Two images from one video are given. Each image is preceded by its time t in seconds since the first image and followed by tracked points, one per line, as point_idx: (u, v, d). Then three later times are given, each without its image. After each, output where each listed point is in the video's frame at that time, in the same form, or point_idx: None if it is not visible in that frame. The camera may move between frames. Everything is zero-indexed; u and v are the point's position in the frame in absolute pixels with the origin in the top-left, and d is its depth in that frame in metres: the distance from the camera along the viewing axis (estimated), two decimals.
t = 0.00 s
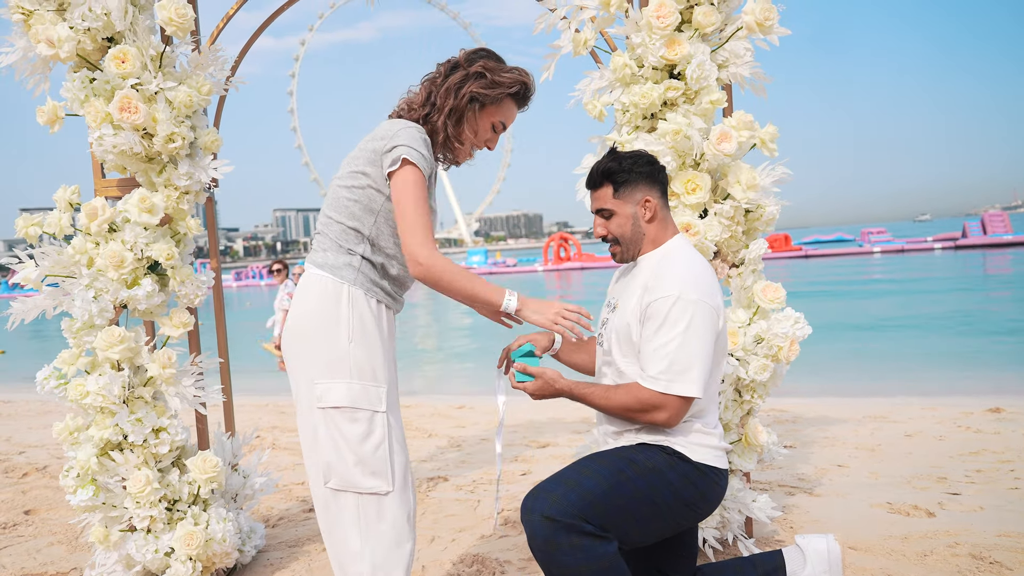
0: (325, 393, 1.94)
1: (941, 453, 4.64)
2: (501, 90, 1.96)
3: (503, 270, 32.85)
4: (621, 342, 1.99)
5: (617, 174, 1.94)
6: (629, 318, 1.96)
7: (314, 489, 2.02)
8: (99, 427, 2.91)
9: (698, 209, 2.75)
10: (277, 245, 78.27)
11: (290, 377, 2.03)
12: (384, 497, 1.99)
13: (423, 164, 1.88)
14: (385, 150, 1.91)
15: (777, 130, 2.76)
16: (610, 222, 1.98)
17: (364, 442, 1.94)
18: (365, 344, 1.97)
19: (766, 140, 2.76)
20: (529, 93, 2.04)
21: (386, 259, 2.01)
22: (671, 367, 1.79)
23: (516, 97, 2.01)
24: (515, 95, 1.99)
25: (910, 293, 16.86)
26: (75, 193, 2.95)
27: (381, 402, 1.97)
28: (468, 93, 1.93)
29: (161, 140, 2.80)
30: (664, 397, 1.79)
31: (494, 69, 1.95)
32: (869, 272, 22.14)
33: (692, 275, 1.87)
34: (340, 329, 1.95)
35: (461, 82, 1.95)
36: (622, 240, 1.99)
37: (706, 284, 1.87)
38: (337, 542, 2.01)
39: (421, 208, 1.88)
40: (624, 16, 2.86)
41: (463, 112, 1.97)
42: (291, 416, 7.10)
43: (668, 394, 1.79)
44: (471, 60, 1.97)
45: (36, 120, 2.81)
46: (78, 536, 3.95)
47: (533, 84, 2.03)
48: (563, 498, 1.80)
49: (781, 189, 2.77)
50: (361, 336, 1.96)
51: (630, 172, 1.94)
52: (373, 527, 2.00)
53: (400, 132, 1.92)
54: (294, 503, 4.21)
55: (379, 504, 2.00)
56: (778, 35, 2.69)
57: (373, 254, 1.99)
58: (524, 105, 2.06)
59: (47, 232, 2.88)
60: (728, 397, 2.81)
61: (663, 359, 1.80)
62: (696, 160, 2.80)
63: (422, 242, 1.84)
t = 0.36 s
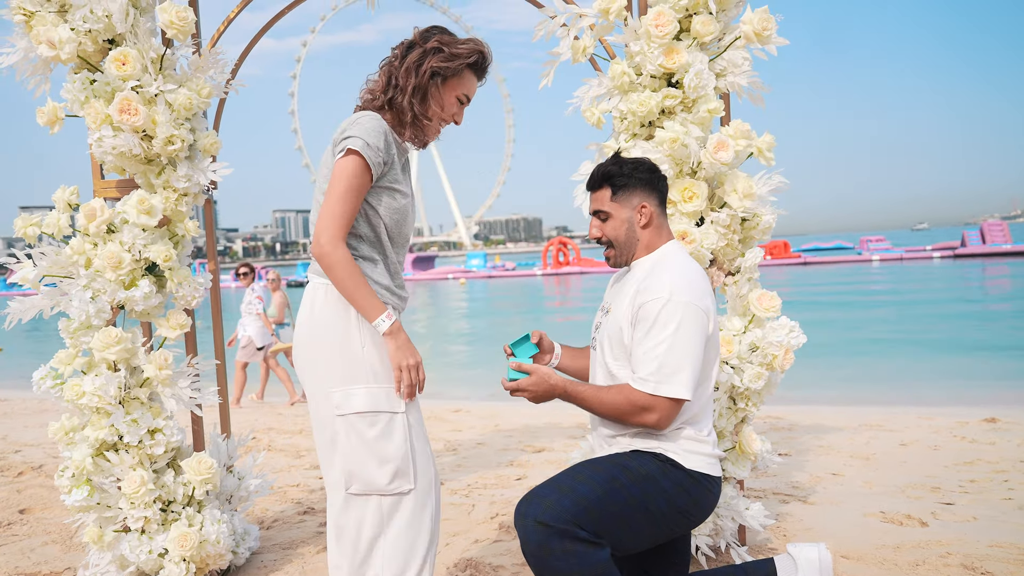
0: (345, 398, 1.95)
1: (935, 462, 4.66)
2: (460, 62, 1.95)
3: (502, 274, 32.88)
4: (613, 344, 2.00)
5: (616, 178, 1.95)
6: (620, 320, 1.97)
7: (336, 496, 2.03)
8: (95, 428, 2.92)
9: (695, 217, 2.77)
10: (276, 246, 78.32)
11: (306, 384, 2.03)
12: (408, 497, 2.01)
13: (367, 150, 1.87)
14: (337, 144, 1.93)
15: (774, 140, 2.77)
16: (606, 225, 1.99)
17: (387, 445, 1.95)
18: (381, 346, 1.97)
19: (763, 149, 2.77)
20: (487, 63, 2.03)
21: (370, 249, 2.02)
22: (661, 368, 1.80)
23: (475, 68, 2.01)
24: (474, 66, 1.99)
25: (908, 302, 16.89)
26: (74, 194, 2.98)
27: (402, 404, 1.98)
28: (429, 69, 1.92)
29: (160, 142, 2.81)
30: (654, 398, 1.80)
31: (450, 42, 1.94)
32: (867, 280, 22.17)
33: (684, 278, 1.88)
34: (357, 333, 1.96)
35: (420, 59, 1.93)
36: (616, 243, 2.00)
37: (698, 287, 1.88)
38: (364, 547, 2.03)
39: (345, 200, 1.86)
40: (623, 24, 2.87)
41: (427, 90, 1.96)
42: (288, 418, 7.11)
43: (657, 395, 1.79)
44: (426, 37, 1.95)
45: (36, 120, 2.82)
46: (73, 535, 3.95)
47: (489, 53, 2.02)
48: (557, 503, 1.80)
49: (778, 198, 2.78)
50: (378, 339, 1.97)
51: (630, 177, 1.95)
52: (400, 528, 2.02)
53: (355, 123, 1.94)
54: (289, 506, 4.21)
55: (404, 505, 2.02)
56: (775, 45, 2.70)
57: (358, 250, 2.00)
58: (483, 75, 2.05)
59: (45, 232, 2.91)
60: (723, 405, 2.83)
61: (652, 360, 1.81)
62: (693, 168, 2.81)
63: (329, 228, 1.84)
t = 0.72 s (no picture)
0: (359, 409, 1.97)
1: (926, 475, 4.69)
2: (438, 71, 1.98)
3: (499, 277, 32.92)
4: (610, 353, 2.03)
5: (606, 195, 1.98)
6: (618, 329, 2.01)
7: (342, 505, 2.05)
8: (90, 427, 2.93)
9: (691, 229, 2.79)
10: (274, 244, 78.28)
11: (317, 393, 2.04)
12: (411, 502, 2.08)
13: (342, 155, 1.91)
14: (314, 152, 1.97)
15: (771, 154, 2.79)
16: (600, 241, 2.01)
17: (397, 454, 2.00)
18: (394, 357, 2.02)
19: (760, 163, 2.79)
20: (465, 75, 2.06)
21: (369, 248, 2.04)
22: (648, 370, 1.82)
23: (453, 79, 2.04)
24: (453, 76, 2.02)
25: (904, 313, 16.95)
26: (75, 194, 3.00)
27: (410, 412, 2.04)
28: (406, 73, 1.94)
29: (162, 145, 2.83)
30: (636, 398, 1.82)
31: (431, 50, 1.97)
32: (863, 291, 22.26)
33: (685, 292, 1.91)
34: (372, 345, 1.98)
35: (399, 63, 1.96)
36: (612, 258, 2.02)
37: (696, 301, 1.90)
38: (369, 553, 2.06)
39: (331, 206, 1.91)
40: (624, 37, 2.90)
41: (401, 94, 1.97)
42: (283, 418, 7.12)
43: (641, 396, 1.82)
44: (409, 42, 1.98)
45: (39, 120, 2.84)
46: (66, 533, 3.96)
47: (469, 65, 2.05)
48: (550, 513, 1.82)
49: (773, 212, 2.81)
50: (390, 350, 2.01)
51: (619, 193, 1.97)
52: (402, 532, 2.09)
53: (328, 128, 1.98)
54: (282, 507, 4.23)
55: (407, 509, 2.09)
56: (774, 61, 2.72)
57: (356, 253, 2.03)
58: (460, 86, 2.08)
59: (46, 231, 2.91)
60: (716, 416, 2.85)
61: (639, 362, 1.83)
62: (691, 180, 2.83)
63: (319, 236, 1.89)
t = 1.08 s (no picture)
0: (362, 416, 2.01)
1: (931, 489, 4.69)
2: (454, 88, 2.00)
3: (504, 282, 32.96)
4: (623, 371, 2.04)
5: (610, 211, 2.00)
6: (630, 346, 2.02)
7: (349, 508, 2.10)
8: (101, 430, 2.96)
9: (700, 243, 2.81)
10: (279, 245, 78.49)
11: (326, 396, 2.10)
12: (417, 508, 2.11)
13: (358, 171, 1.95)
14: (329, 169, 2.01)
15: (780, 169, 2.81)
16: (605, 257, 2.03)
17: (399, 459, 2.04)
18: (397, 364, 2.04)
19: (769, 178, 2.81)
20: (481, 90, 2.08)
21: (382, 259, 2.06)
22: (671, 390, 1.83)
23: (469, 95, 2.06)
24: (469, 93, 2.04)
25: (909, 324, 16.92)
26: (90, 199, 3.06)
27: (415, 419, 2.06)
28: (424, 93, 1.98)
29: (177, 152, 2.86)
30: (661, 420, 1.84)
31: (446, 68, 1.99)
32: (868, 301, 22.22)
33: (692, 304, 1.92)
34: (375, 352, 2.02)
35: (416, 82, 1.99)
36: (617, 273, 2.04)
37: (705, 312, 1.92)
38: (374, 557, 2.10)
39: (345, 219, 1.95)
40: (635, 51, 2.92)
41: (418, 112, 2.01)
42: (288, 422, 7.15)
43: (665, 417, 1.84)
44: (425, 59, 2.01)
45: (56, 126, 2.87)
46: (73, 534, 3.99)
47: (485, 81, 2.07)
48: (560, 525, 1.84)
49: (782, 227, 2.82)
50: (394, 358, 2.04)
51: (622, 210, 1.99)
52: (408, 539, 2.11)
53: (346, 147, 2.02)
54: (288, 511, 4.25)
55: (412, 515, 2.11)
56: (785, 78, 2.74)
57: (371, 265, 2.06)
58: (477, 101, 2.10)
59: (61, 236, 2.96)
60: (722, 428, 2.86)
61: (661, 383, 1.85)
62: (699, 195, 2.86)
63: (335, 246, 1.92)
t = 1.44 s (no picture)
0: (360, 416, 2.19)
1: (930, 505, 4.70)
2: (464, 109, 2.15)
3: (507, 287, 32.98)
4: (618, 388, 2.07)
5: (606, 228, 2.03)
6: (624, 364, 2.05)
7: (353, 504, 2.27)
8: (109, 429, 2.99)
9: (704, 256, 2.84)
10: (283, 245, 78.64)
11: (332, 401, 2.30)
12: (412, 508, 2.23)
13: (368, 193, 2.13)
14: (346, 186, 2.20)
15: (786, 186, 2.84)
16: (599, 272, 2.06)
17: (392, 459, 2.19)
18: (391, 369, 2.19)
19: (775, 194, 2.84)
20: (492, 105, 2.22)
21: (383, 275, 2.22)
22: (663, 412, 1.86)
23: (481, 112, 2.20)
24: (479, 111, 2.19)
25: (912, 339, 16.89)
26: (104, 201, 3.12)
27: (407, 422, 2.20)
28: (434, 119, 2.15)
29: (191, 156, 2.90)
30: (655, 442, 1.86)
31: (454, 92, 2.15)
32: (871, 315, 22.20)
33: (680, 321, 1.95)
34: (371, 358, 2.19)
35: (427, 110, 2.17)
36: (610, 289, 2.07)
37: (695, 329, 1.94)
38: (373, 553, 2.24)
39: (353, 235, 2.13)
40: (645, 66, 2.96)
41: (433, 138, 2.18)
42: (290, 423, 7.17)
43: (659, 438, 1.85)
44: (435, 88, 2.18)
45: (72, 128, 2.91)
46: (76, 531, 4.02)
47: (495, 96, 2.21)
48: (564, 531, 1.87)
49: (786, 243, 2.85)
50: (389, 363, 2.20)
51: (619, 227, 2.03)
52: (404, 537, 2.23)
53: (363, 167, 2.20)
54: (289, 513, 4.28)
55: (408, 515, 2.23)
56: (792, 96, 2.77)
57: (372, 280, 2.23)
58: (492, 117, 2.24)
59: (73, 236, 3.00)
60: (722, 441, 2.90)
61: (654, 404, 1.87)
62: (705, 210, 2.89)
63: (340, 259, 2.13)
